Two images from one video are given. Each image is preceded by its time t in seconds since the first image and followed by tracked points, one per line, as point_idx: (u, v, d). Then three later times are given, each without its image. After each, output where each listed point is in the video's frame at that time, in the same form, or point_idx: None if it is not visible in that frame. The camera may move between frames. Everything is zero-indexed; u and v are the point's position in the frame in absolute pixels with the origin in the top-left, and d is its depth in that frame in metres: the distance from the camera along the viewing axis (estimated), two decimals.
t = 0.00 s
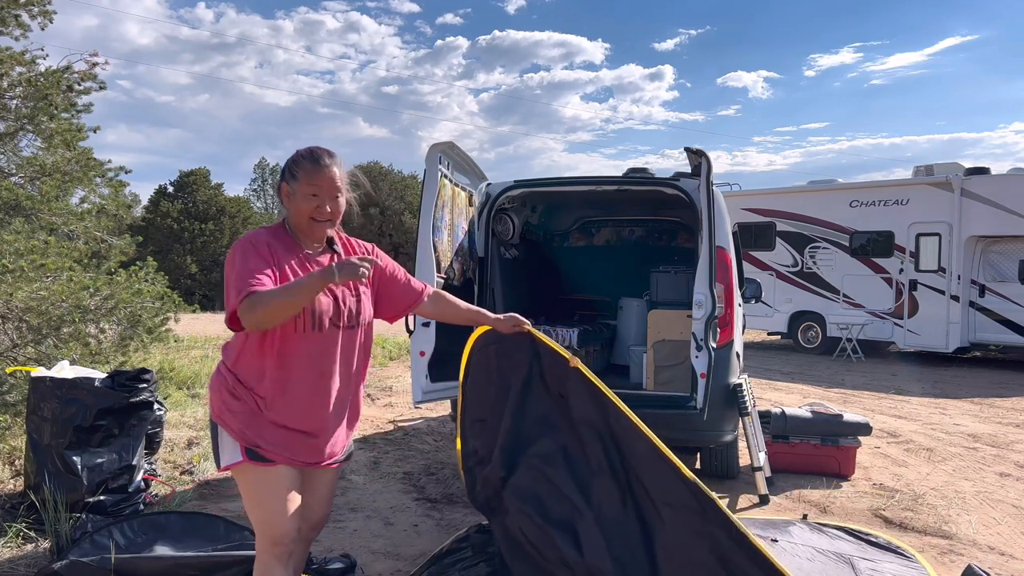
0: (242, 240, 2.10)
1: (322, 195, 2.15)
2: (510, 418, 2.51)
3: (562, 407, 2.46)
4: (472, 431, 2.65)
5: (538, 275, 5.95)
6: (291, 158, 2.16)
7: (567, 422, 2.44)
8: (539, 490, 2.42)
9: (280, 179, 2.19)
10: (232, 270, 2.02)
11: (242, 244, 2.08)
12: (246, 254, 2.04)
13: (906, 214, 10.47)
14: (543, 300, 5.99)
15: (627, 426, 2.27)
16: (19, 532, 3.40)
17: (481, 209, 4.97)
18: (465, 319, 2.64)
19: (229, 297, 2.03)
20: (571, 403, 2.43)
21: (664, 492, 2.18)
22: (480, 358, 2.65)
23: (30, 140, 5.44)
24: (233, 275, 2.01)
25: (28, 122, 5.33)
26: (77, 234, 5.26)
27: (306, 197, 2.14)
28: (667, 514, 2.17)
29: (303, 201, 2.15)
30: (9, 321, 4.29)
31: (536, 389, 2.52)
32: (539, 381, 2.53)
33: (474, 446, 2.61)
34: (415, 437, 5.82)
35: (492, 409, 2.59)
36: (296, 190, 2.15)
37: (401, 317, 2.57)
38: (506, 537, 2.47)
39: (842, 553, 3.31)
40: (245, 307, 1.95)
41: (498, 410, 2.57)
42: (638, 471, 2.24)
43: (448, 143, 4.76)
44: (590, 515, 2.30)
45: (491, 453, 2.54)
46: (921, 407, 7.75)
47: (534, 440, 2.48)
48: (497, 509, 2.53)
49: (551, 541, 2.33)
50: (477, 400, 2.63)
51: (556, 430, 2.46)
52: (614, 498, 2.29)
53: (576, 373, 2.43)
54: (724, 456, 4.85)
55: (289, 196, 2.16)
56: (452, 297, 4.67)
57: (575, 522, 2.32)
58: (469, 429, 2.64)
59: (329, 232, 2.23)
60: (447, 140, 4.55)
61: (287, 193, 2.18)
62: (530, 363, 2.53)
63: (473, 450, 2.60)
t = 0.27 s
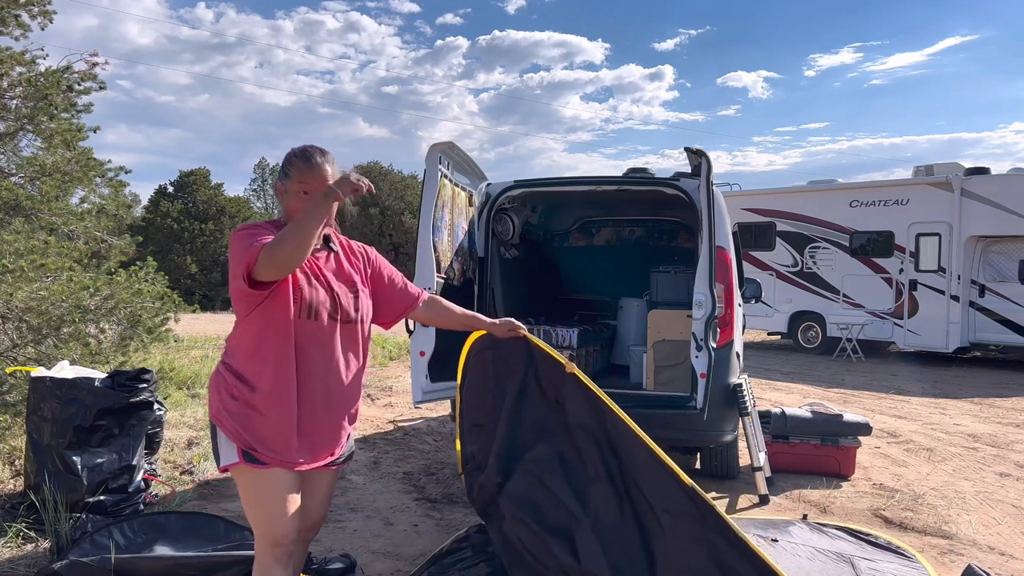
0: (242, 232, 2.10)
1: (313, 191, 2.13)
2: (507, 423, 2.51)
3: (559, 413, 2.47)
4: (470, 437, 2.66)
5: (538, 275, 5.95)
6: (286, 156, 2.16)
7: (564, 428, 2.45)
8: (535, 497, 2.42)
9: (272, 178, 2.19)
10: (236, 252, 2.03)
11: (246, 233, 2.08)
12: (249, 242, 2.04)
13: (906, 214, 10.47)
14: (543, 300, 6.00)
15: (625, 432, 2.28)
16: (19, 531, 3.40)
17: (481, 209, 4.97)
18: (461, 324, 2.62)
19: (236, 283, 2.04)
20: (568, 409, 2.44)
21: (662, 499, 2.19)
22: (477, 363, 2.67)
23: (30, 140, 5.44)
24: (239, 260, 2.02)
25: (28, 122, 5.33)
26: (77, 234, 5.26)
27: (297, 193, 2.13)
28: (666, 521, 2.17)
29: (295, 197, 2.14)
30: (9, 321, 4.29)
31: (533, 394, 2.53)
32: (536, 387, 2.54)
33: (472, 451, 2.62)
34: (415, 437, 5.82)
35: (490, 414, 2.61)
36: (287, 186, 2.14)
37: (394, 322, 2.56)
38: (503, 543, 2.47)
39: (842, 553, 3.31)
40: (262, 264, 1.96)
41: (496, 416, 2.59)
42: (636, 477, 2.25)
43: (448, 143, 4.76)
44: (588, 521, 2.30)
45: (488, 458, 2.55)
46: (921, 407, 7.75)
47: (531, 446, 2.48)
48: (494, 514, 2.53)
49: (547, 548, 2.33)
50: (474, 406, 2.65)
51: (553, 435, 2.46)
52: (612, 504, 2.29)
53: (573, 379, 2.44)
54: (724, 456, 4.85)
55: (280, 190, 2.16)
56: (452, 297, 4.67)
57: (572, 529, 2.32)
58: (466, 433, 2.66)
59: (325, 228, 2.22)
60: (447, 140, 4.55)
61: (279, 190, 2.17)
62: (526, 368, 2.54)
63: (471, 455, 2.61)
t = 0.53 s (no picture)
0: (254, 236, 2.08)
1: (329, 195, 2.15)
2: (505, 425, 2.52)
3: (556, 415, 2.48)
4: (468, 439, 2.67)
5: (538, 275, 5.95)
6: (301, 158, 2.17)
7: (562, 430, 2.45)
8: (533, 500, 2.42)
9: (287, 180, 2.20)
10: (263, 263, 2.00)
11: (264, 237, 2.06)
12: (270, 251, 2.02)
13: (906, 214, 10.47)
14: (542, 300, 6.00)
15: (623, 434, 2.29)
16: (19, 531, 3.40)
17: (481, 209, 4.96)
18: (457, 328, 2.56)
19: (251, 288, 2.02)
20: (565, 411, 2.44)
21: (660, 501, 2.19)
22: (477, 365, 2.68)
23: (30, 140, 5.44)
24: (258, 269, 2.00)
25: (28, 122, 5.33)
26: (77, 234, 5.26)
27: (313, 194, 2.14)
28: (665, 523, 2.17)
29: (310, 199, 2.14)
30: (9, 321, 4.29)
31: (531, 396, 2.54)
32: (534, 389, 2.54)
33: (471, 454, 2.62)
34: (415, 437, 5.82)
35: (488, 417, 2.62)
36: (303, 188, 2.15)
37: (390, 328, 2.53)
38: (502, 547, 2.47)
39: (842, 553, 3.31)
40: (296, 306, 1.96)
41: (494, 418, 2.60)
42: (634, 479, 2.25)
43: (448, 143, 4.76)
44: (585, 524, 2.29)
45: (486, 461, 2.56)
46: (921, 407, 7.75)
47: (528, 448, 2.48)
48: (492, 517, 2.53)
49: (545, 552, 2.32)
50: (472, 409, 2.67)
51: (550, 437, 2.46)
52: (610, 506, 2.29)
53: (570, 382, 2.44)
54: (724, 456, 4.85)
55: (296, 192, 2.16)
56: (452, 297, 4.67)
57: (571, 532, 2.31)
58: (464, 436, 2.67)
59: (334, 234, 2.23)
60: (447, 140, 4.55)
61: (293, 193, 2.18)
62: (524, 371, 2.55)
63: (470, 457, 2.62)
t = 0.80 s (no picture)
0: (270, 233, 2.07)
1: (347, 199, 2.14)
2: (503, 429, 2.55)
3: (555, 418, 2.49)
4: (469, 443, 2.72)
5: (538, 275, 5.95)
6: (318, 157, 2.14)
7: (561, 433, 2.46)
8: (531, 504, 2.46)
9: (302, 178, 2.16)
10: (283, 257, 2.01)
11: (283, 234, 2.06)
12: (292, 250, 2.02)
13: (906, 214, 10.47)
14: (542, 300, 6.00)
15: (621, 436, 2.28)
16: (19, 531, 3.40)
17: (481, 209, 4.96)
18: (455, 331, 2.62)
19: (269, 285, 2.02)
20: (563, 414, 2.45)
21: (658, 504, 2.17)
22: (478, 368, 2.72)
23: (30, 140, 5.44)
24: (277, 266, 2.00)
25: (28, 122, 5.32)
26: (77, 234, 5.26)
27: (332, 198, 2.12)
28: (664, 526, 2.15)
29: (328, 202, 2.13)
30: (9, 321, 4.29)
31: (530, 400, 2.55)
32: (532, 392, 2.56)
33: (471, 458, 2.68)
34: (415, 437, 5.82)
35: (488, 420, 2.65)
36: (321, 190, 2.12)
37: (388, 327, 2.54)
38: (502, 550, 2.53)
39: (842, 553, 3.31)
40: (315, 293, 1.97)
41: (493, 422, 2.63)
42: (633, 482, 2.24)
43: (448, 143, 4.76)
44: (583, 528, 2.30)
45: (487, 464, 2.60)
46: (921, 407, 7.75)
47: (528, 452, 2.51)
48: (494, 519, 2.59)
49: (542, 555, 2.36)
50: (472, 412, 2.72)
51: (548, 440, 2.48)
52: (607, 509, 2.29)
53: (569, 385, 2.44)
54: (724, 456, 4.85)
55: (311, 192, 2.14)
56: (452, 297, 4.67)
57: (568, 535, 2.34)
58: (464, 439, 2.73)
59: (346, 236, 2.23)
60: (447, 140, 4.55)
61: (309, 192, 2.15)
62: (521, 374, 2.57)
63: (468, 460, 2.67)
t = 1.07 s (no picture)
0: (275, 235, 2.06)
1: (353, 199, 2.13)
2: (502, 432, 2.56)
3: (555, 420, 2.49)
4: (469, 445, 2.74)
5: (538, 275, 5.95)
6: (324, 157, 2.13)
7: (560, 436, 2.46)
8: (529, 506, 2.47)
9: (307, 178, 2.16)
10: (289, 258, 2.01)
11: (288, 235, 2.06)
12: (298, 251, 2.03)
13: (906, 214, 10.47)
14: (542, 300, 6.00)
15: (620, 438, 2.27)
16: (19, 531, 3.40)
17: (481, 209, 4.96)
18: (455, 334, 2.62)
19: (274, 286, 2.02)
20: (563, 416, 2.45)
21: (657, 506, 2.16)
22: (478, 371, 2.73)
23: (30, 140, 5.43)
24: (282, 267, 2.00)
25: (28, 122, 5.32)
26: (77, 234, 5.26)
27: (338, 200, 2.12)
28: (663, 529, 2.14)
29: (333, 204, 2.12)
30: (9, 321, 4.29)
31: (530, 402, 2.56)
32: (531, 395, 2.56)
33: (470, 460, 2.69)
34: (415, 437, 5.82)
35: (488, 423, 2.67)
36: (327, 192, 2.12)
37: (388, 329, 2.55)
38: (501, 553, 2.54)
39: (841, 552, 3.31)
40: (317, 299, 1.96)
41: (492, 425, 2.65)
42: (633, 484, 2.24)
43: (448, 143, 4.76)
44: (581, 531, 2.30)
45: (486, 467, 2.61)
46: (921, 407, 7.75)
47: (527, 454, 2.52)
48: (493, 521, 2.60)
49: (540, 558, 2.37)
50: (472, 415, 2.74)
51: (547, 442, 2.49)
52: (606, 512, 2.29)
53: (568, 387, 2.45)
54: (724, 456, 4.85)
55: (316, 193, 2.13)
56: (453, 297, 4.67)
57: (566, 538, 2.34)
58: (463, 441, 2.76)
59: (350, 237, 2.23)
60: (447, 140, 4.54)
61: (315, 193, 2.15)
62: (521, 376, 2.58)
63: (467, 462, 2.70)
